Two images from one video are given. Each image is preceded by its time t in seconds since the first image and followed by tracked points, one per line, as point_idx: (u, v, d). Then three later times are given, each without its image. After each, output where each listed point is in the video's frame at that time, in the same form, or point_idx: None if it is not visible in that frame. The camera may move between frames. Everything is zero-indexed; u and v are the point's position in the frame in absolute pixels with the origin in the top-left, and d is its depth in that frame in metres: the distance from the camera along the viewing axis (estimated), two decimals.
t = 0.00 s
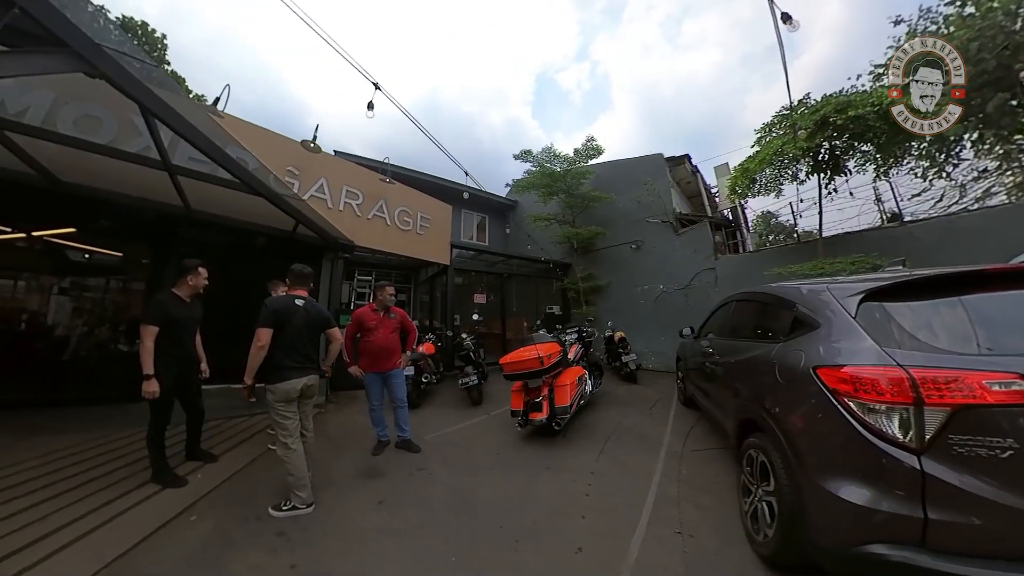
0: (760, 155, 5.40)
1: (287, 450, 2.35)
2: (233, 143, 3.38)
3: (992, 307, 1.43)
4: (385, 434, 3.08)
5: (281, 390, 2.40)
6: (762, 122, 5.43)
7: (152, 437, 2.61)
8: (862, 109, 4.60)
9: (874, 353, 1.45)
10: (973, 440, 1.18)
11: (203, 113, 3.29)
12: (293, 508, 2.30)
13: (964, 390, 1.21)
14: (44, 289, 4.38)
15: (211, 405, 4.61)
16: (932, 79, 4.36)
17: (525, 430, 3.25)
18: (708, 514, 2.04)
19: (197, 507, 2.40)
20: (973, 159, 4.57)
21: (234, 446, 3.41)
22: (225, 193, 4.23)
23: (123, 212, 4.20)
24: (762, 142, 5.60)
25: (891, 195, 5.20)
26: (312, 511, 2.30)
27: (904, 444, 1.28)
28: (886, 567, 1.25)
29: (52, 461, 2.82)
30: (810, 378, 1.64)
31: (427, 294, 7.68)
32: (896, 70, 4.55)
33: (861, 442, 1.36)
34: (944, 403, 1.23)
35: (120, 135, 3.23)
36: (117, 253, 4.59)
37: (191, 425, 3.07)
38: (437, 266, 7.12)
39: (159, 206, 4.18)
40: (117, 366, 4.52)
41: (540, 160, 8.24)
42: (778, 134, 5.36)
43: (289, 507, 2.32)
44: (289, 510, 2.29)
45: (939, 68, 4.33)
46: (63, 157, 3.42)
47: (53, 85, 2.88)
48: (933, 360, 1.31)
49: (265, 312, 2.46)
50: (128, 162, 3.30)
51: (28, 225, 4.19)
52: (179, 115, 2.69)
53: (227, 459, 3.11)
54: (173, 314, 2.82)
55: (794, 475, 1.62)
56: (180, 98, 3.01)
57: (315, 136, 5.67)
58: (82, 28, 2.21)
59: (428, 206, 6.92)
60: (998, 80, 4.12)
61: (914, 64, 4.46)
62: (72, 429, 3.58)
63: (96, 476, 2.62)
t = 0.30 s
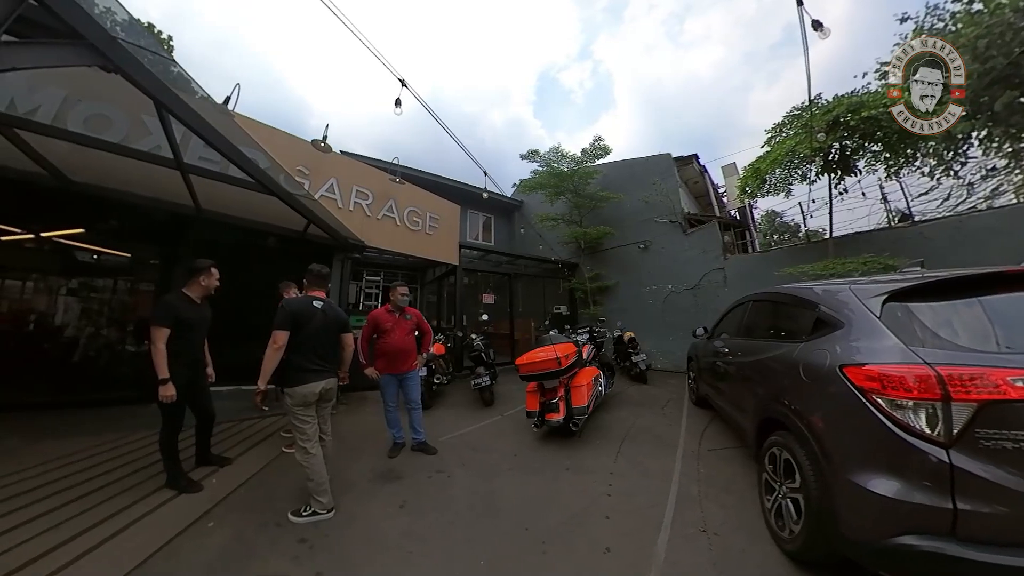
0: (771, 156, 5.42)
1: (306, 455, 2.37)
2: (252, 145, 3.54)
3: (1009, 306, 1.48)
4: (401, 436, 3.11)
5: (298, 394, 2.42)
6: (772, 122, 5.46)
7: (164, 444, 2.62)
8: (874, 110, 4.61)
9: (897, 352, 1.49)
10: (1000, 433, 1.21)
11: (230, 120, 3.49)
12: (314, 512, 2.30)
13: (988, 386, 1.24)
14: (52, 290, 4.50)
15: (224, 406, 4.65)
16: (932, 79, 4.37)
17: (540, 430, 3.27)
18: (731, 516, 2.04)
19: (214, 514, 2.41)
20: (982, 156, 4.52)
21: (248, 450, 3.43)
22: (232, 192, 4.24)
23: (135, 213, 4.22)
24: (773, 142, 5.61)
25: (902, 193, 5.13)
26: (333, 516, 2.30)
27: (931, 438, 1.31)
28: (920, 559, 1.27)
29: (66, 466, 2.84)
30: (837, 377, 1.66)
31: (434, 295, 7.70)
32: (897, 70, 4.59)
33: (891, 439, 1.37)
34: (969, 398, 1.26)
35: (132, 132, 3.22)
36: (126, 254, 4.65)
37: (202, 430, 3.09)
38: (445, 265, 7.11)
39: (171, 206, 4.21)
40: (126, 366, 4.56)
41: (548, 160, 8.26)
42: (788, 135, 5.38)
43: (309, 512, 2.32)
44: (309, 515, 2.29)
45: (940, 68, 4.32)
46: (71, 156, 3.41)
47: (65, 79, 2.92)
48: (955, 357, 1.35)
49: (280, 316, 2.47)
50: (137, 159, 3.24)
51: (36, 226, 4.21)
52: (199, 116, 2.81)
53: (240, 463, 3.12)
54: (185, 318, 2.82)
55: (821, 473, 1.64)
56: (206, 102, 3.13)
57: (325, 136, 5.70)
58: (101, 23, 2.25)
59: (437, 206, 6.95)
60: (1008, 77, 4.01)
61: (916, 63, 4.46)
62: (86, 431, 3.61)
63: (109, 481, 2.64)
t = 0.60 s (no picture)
0: (777, 155, 5.51)
1: (323, 454, 2.40)
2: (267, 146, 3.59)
3: (1008, 303, 1.55)
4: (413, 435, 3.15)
5: (315, 394, 2.45)
6: (776, 124, 5.54)
7: (180, 444, 2.60)
8: (879, 112, 4.71)
9: (903, 348, 1.56)
10: (1001, 423, 1.26)
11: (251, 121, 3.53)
12: (331, 512, 2.30)
13: (989, 378, 1.30)
14: (57, 290, 4.46)
15: (233, 406, 4.70)
16: (931, 79, 4.39)
17: (551, 429, 3.33)
18: (746, 512, 2.07)
19: (230, 513, 2.39)
20: (985, 155, 4.46)
21: (260, 450, 3.46)
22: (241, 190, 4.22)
23: (145, 212, 4.23)
24: (778, 143, 5.68)
25: (907, 194, 5.15)
26: (350, 515, 2.30)
27: (936, 428, 1.38)
28: (924, 542, 1.35)
29: (78, 467, 2.81)
30: (846, 372, 1.73)
31: (439, 295, 7.76)
32: (897, 70, 4.66)
33: (901, 430, 1.44)
34: (970, 391, 1.33)
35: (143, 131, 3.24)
36: (132, 254, 4.69)
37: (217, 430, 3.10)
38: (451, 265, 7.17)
39: (181, 206, 4.23)
40: (134, 367, 4.66)
41: (552, 161, 8.32)
42: (792, 136, 5.46)
43: (326, 511, 2.32)
44: (327, 514, 2.29)
45: (940, 67, 4.32)
46: (79, 152, 3.35)
47: (76, 78, 2.84)
48: (961, 353, 1.41)
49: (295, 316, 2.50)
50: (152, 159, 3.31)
51: (43, 226, 4.21)
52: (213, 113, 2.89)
53: (253, 463, 3.15)
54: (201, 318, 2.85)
55: (832, 465, 1.70)
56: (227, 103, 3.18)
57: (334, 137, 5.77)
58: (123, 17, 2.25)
59: (443, 206, 7.02)
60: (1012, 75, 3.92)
61: (917, 63, 4.48)
62: (99, 431, 3.63)
63: (123, 483, 2.60)
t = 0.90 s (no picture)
0: (780, 157, 5.51)
1: (333, 458, 2.38)
2: (272, 146, 3.58)
3: (1013, 304, 1.58)
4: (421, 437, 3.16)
5: (325, 397, 2.44)
6: (780, 125, 5.55)
7: (186, 448, 2.60)
8: (882, 115, 4.70)
9: (910, 349, 1.60)
10: (1008, 423, 1.29)
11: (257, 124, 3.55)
12: (342, 516, 2.27)
13: (995, 378, 1.34)
14: (56, 291, 4.47)
15: (237, 408, 4.70)
16: (931, 79, 4.40)
17: (558, 429, 3.35)
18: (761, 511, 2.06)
19: (239, 518, 2.37)
20: (985, 156, 4.43)
21: (266, 453, 3.46)
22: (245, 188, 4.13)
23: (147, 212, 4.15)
24: (781, 145, 5.69)
25: (908, 194, 5.17)
26: (361, 519, 2.27)
27: (945, 426, 1.41)
28: (935, 539, 1.37)
29: (84, 472, 2.80)
30: (855, 372, 1.75)
31: (441, 296, 7.78)
32: (897, 70, 4.67)
33: (912, 430, 1.47)
34: (978, 390, 1.36)
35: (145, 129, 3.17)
36: (132, 254, 4.69)
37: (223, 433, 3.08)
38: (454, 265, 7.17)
39: (184, 207, 4.21)
40: (136, 368, 4.65)
41: (554, 161, 8.33)
42: (796, 138, 5.48)
43: (337, 515, 2.30)
44: (338, 519, 2.26)
45: (940, 67, 4.32)
46: (83, 153, 3.33)
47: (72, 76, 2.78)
48: (967, 354, 1.45)
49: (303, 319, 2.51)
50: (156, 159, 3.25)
51: (44, 226, 4.20)
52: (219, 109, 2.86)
53: (260, 467, 3.14)
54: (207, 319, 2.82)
55: (842, 464, 1.72)
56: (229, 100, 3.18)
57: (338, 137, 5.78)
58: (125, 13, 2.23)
59: (447, 206, 7.03)
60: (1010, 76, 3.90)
61: (917, 63, 4.49)
62: (101, 434, 3.61)
63: (130, 488, 2.60)
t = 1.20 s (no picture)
0: (784, 159, 5.52)
1: (341, 466, 2.31)
2: (276, 142, 3.49)
3: None
4: (428, 441, 3.12)
5: (332, 402, 2.37)
6: (784, 126, 5.55)
7: (184, 455, 2.54)
8: (887, 117, 4.65)
9: (926, 349, 1.61)
10: None
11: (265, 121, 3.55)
12: (350, 525, 2.20)
13: (1009, 378, 1.36)
14: (52, 291, 4.39)
15: (236, 412, 4.63)
16: (932, 79, 4.38)
17: (567, 430, 3.34)
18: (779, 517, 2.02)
19: (242, 529, 2.31)
20: (982, 158, 4.53)
21: (267, 459, 3.40)
22: (244, 186, 4.06)
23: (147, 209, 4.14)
24: (785, 146, 5.70)
25: (910, 196, 5.20)
26: (370, 529, 2.20)
27: (963, 426, 1.41)
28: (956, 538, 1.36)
29: (80, 480, 2.74)
30: (871, 373, 1.76)
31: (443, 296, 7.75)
32: (897, 71, 4.67)
33: (930, 429, 1.47)
34: (996, 390, 1.38)
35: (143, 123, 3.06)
36: (128, 254, 4.59)
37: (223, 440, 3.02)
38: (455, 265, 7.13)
39: (180, 205, 4.18)
40: (132, 370, 4.57)
41: (556, 161, 8.34)
42: (800, 138, 5.47)
43: (345, 524, 2.23)
44: (346, 528, 2.19)
45: (940, 67, 4.31)
46: (78, 147, 3.23)
47: (64, 66, 2.58)
48: (982, 354, 1.47)
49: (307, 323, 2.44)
50: (155, 153, 3.22)
51: (37, 225, 4.10)
52: (220, 101, 2.72)
53: (262, 474, 3.08)
54: (206, 320, 2.75)
55: (860, 465, 1.71)
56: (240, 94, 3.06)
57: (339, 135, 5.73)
58: None
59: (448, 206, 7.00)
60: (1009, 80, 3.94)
61: (917, 63, 4.48)
62: (98, 439, 3.53)
63: (128, 497, 2.54)
